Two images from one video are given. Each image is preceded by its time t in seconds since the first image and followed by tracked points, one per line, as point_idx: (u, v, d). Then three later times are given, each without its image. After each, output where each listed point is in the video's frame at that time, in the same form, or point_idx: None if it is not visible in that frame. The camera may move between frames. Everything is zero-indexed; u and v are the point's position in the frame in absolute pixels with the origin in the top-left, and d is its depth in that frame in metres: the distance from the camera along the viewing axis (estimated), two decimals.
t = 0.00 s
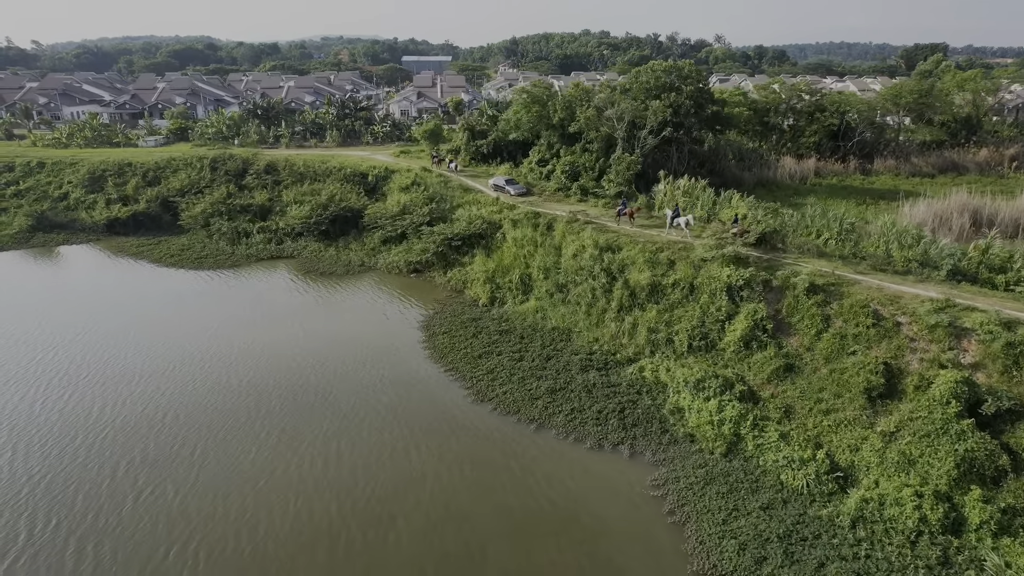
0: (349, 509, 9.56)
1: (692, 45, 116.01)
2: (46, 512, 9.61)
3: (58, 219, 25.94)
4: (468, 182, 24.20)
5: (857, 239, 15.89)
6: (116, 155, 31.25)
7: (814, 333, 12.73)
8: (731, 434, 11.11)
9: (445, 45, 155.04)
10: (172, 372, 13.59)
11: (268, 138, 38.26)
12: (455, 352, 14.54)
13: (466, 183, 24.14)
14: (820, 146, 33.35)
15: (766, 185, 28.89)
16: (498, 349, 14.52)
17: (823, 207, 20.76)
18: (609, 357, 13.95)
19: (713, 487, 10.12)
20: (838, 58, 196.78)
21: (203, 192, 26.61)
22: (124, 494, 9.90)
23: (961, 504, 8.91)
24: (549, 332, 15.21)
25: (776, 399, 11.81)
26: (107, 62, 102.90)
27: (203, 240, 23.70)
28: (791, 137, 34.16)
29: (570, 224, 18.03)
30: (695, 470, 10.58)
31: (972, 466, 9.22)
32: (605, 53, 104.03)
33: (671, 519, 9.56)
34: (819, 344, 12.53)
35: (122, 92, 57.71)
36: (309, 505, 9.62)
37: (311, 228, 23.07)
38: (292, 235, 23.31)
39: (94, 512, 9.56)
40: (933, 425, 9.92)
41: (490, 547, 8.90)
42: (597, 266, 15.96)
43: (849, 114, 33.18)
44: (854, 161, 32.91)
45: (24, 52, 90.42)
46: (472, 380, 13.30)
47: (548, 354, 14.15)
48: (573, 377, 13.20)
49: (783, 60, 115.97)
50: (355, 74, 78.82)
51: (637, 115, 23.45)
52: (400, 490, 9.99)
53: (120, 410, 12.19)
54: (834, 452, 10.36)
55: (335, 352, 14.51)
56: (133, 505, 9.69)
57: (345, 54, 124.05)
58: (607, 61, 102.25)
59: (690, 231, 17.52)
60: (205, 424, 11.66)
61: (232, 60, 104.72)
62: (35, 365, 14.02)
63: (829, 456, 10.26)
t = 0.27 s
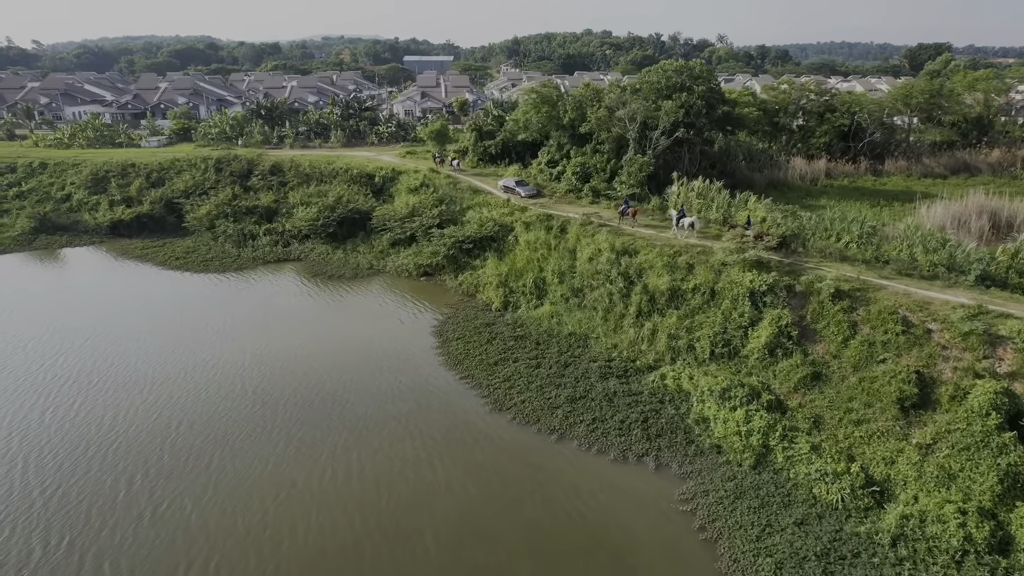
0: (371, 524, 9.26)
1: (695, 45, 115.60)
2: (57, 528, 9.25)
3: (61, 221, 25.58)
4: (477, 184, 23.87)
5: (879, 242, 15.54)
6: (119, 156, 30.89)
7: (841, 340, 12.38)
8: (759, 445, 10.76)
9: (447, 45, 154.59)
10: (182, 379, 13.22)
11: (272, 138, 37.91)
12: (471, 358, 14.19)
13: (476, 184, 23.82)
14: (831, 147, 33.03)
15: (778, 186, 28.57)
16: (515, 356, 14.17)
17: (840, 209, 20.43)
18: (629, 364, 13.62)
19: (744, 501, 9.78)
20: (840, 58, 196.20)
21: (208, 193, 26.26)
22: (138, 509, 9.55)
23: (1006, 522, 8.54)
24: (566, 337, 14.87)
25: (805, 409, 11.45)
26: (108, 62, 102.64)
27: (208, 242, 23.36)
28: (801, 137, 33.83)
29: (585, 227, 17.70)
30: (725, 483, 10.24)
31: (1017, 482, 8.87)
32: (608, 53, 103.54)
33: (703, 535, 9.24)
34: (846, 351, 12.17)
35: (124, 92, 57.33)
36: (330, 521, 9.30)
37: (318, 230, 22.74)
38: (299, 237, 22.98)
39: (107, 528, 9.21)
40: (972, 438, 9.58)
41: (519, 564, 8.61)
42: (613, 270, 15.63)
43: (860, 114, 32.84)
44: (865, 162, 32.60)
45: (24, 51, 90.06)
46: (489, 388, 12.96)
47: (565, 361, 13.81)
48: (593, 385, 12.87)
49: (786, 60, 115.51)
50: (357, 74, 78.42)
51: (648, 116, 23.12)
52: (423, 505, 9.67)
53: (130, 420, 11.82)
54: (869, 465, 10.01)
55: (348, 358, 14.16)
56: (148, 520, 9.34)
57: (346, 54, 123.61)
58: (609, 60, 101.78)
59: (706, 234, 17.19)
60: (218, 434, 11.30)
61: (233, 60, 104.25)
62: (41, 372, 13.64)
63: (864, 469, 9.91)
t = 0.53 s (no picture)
0: (394, 542, 8.91)
1: (697, 45, 115.18)
2: (68, 545, 8.90)
3: (64, 223, 25.24)
4: (487, 186, 23.53)
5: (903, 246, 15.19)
6: (122, 157, 30.56)
7: (870, 348, 12.02)
8: (789, 458, 10.39)
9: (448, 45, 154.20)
10: (193, 387, 12.87)
11: (276, 139, 37.60)
12: (486, 365, 13.83)
13: (485, 186, 23.48)
14: (841, 148, 32.74)
15: (789, 187, 28.26)
16: (531, 362, 13.82)
17: (857, 212, 20.09)
18: (649, 372, 13.27)
19: (778, 517, 9.40)
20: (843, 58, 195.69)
21: (213, 195, 25.93)
22: (151, 525, 9.20)
23: None
24: (583, 344, 14.52)
25: (835, 419, 11.08)
26: (110, 61, 102.32)
27: (214, 244, 23.02)
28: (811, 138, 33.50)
29: (599, 230, 17.37)
30: (755, 497, 9.87)
31: None
32: (611, 52, 103.11)
33: (738, 553, 8.90)
34: (875, 359, 11.82)
35: (126, 92, 57.00)
36: (351, 538, 8.97)
37: (326, 232, 22.41)
38: (306, 239, 22.65)
39: (120, 546, 8.86)
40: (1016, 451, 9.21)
41: None
42: (631, 275, 15.28)
43: (871, 115, 32.51)
44: (875, 163, 32.30)
45: (25, 50, 89.75)
46: (507, 396, 12.60)
47: (584, 369, 13.46)
48: (613, 394, 12.53)
49: (789, 60, 114.99)
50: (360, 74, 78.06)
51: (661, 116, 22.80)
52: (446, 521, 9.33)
53: (141, 429, 11.48)
54: (905, 479, 9.63)
55: (362, 365, 13.81)
56: (162, 537, 8.99)
57: (348, 53, 123.27)
58: (612, 60, 101.35)
59: (724, 238, 16.85)
60: (232, 445, 10.97)
61: (234, 59, 103.80)
62: (49, 379, 13.31)
63: (900, 483, 9.55)
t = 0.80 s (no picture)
0: (419, 559, 8.59)
1: (700, 45, 114.82)
2: (82, 564, 8.57)
3: (67, 225, 24.91)
4: (497, 187, 23.18)
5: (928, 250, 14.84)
6: (125, 158, 30.22)
7: (901, 356, 11.66)
8: (822, 471, 10.03)
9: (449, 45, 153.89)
10: (205, 395, 12.54)
11: (280, 139, 37.22)
12: (504, 373, 13.49)
13: (495, 188, 23.13)
14: (852, 149, 32.41)
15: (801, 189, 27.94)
16: (549, 369, 13.48)
17: (875, 214, 19.75)
18: (671, 380, 12.94)
19: (813, 534, 9.05)
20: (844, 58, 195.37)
21: (218, 196, 25.59)
22: (167, 542, 8.88)
23: None
24: (601, 350, 14.18)
25: (867, 430, 10.72)
26: (110, 61, 101.96)
27: (220, 247, 22.69)
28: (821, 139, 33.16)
29: (615, 233, 17.04)
30: (789, 512, 9.52)
31: None
32: (614, 52, 102.71)
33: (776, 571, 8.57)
34: (907, 368, 11.47)
35: (128, 91, 56.67)
36: (374, 555, 8.65)
37: (334, 234, 22.07)
38: (314, 242, 22.31)
39: (135, 564, 8.52)
40: None
41: None
42: (649, 280, 14.95)
43: (882, 115, 32.17)
44: (887, 164, 31.97)
45: (25, 50, 89.39)
46: (527, 405, 12.27)
47: (604, 377, 13.13)
48: (635, 404, 12.18)
49: (792, 59, 114.60)
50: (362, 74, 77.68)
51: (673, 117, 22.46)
52: (472, 536, 9.01)
53: (153, 440, 11.15)
54: (945, 494, 9.27)
55: (376, 372, 13.49)
56: (179, 554, 8.67)
57: (349, 53, 122.91)
58: (615, 60, 100.95)
59: (743, 242, 16.51)
60: (247, 456, 10.64)
61: (235, 59, 103.39)
62: (57, 387, 12.98)
63: (940, 499, 9.20)
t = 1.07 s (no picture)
0: None
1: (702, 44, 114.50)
2: None
3: (71, 227, 24.58)
4: (507, 189, 22.85)
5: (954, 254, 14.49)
6: (129, 159, 29.88)
7: (933, 365, 11.30)
8: (857, 485, 9.66)
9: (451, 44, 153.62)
10: (215, 404, 12.20)
11: (285, 139, 36.86)
12: (522, 381, 13.13)
13: (505, 189, 22.79)
14: (864, 150, 32.07)
15: (814, 191, 27.62)
16: (568, 377, 13.12)
17: (895, 217, 19.40)
18: (694, 389, 12.59)
19: (853, 553, 8.70)
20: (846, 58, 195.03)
21: (223, 198, 25.24)
22: (183, 560, 8.54)
23: None
24: (620, 358, 13.83)
25: (901, 442, 10.35)
26: (112, 61, 101.65)
27: (227, 250, 22.35)
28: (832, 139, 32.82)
29: (631, 237, 16.70)
30: (825, 529, 9.17)
31: None
32: (616, 52, 102.35)
33: None
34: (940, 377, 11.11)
35: (130, 92, 56.36)
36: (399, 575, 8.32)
37: (342, 237, 21.74)
38: (322, 244, 21.97)
39: None
40: None
41: None
42: (669, 285, 14.60)
43: (894, 115, 31.81)
44: (899, 165, 31.64)
45: (27, 50, 89.10)
46: (547, 416, 11.90)
47: (625, 385, 12.77)
48: (659, 414, 11.82)
49: (795, 59, 114.23)
50: (365, 74, 77.38)
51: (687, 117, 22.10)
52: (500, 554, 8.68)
53: (163, 452, 10.80)
54: (988, 511, 8.92)
55: (390, 380, 13.13)
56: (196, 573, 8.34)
57: (350, 53, 122.59)
58: (618, 59, 100.57)
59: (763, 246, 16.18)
60: (260, 469, 10.29)
61: (237, 59, 103.04)
62: (63, 396, 12.64)
63: (983, 516, 8.85)
